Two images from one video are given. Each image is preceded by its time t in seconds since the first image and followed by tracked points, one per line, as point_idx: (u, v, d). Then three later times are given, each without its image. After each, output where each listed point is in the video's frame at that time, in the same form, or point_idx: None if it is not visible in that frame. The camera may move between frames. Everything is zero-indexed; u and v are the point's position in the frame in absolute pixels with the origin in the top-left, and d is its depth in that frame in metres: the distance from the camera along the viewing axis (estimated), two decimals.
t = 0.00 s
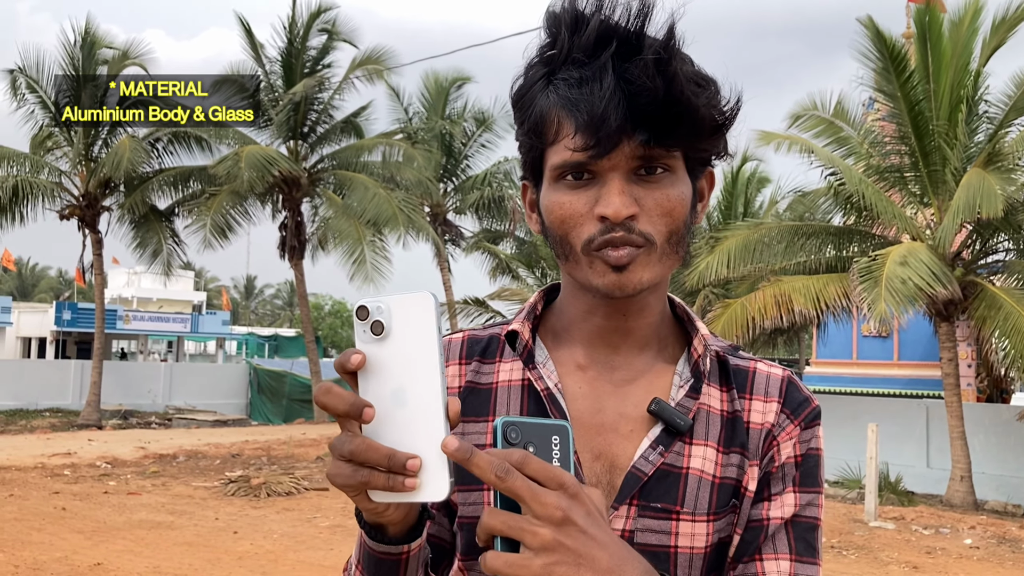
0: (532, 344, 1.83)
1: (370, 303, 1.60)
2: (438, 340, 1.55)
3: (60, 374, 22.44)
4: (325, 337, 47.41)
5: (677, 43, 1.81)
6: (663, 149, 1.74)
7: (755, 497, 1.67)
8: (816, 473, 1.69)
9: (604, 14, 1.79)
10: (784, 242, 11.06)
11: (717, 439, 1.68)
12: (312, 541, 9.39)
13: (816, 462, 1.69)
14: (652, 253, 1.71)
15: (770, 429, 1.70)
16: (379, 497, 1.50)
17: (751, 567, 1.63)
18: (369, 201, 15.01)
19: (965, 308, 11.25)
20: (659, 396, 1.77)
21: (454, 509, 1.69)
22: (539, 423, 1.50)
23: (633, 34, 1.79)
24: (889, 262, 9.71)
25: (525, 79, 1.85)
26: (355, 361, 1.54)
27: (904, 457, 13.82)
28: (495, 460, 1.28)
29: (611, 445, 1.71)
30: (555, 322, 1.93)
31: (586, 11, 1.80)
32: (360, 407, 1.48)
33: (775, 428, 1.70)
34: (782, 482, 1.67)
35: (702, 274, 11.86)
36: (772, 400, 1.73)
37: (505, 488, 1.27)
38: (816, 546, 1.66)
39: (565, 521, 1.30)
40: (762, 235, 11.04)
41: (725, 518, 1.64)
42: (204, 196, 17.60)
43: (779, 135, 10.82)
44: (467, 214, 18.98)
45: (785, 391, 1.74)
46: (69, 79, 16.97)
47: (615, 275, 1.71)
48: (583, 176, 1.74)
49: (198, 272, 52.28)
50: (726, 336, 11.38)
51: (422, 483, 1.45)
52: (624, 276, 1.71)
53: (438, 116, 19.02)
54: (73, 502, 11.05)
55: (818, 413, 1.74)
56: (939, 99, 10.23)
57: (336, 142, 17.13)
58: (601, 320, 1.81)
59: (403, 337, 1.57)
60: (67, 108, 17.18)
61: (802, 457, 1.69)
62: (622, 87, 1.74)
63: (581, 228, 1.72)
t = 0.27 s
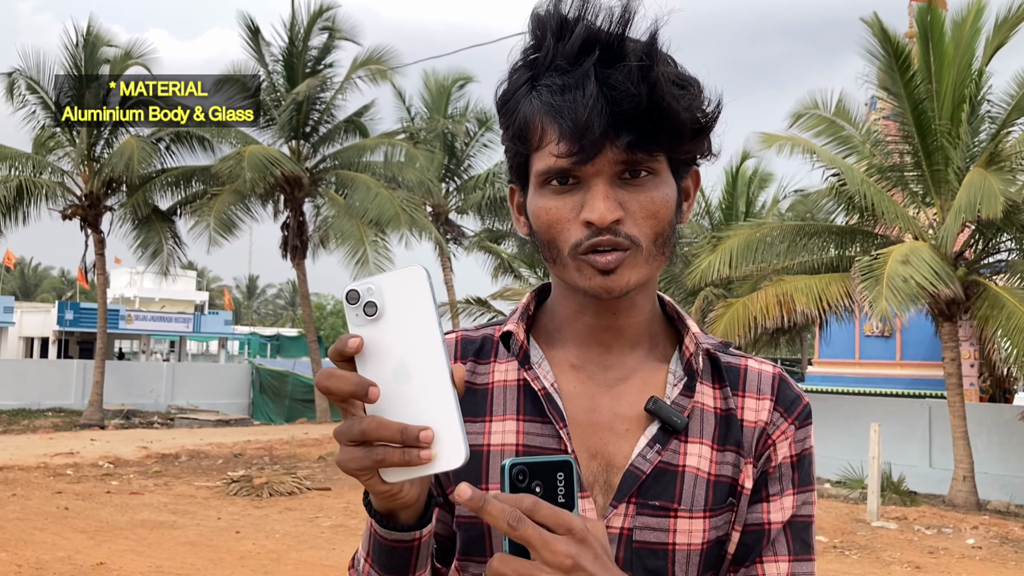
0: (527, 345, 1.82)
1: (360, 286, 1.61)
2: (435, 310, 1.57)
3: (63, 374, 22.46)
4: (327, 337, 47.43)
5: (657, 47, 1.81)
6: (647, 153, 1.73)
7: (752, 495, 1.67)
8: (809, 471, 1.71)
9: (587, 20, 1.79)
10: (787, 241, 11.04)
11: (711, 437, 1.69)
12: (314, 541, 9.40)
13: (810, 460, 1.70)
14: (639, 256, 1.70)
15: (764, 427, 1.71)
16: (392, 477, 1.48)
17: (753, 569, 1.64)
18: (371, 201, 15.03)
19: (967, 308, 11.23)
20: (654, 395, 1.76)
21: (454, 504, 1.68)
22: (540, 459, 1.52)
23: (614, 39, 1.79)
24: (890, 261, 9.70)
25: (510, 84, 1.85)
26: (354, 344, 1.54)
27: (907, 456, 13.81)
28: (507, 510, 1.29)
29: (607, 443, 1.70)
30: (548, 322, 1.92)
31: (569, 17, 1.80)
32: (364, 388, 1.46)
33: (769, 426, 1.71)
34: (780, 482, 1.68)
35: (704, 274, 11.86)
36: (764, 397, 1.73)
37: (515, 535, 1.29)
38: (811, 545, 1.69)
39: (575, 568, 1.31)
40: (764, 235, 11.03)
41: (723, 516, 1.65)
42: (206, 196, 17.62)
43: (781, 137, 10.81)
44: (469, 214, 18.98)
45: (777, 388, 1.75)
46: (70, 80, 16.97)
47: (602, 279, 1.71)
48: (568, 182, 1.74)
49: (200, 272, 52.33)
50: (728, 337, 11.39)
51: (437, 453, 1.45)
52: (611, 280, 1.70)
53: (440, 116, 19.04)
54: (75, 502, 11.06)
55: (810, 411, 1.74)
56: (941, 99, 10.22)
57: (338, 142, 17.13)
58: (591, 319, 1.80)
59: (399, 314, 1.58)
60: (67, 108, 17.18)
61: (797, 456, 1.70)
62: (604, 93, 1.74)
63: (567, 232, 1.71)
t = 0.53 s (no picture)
0: (527, 343, 1.81)
1: (337, 294, 1.54)
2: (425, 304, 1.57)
3: (65, 374, 22.49)
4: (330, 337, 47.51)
5: (654, 42, 1.81)
6: (643, 145, 1.74)
7: (753, 492, 1.68)
8: (807, 467, 1.72)
9: (586, 15, 1.80)
10: (789, 241, 11.04)
11: (713, 433, 1.69)
12: (317, 540, 9.41)
13: (808, 457, 1.72)
14: (636, 246, 1.69)
15: (763, 423, 1.71)
16: (412, 479, 1.48)
17: (757, 568, 1.67)
18: (373, 201, 15.02)
19: (970, 307, 11.21)
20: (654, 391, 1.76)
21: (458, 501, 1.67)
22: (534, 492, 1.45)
23: (612, 34, 1.80)
24: (893, 259, 9.70)
25: (510, 81, 1.85)
26: (346, 356, 1.46)
27: (910, 456, 13.79)
28: (505, 553, 1.30)
29: (608, 440, 1.70)
30: (546, 320, 1.91)
31: (569, 12, 1.81)
32: (372, 394, 1.41)
33: (769, 422, 1.72)
34: (781, 480, 1.69)
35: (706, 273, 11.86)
36: (762, 393, 1.74)
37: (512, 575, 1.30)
38: (810, 541, 1.71)
39: None
40: (766, 234, 11.02)
41: (725, 511, 1.65)
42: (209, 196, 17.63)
43: (783, 138, 10.81)
44: (471, 214, 18.98)
45: (774, 384, 1.76)
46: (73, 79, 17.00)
47: (599, 269, 1.69)
48: (566, 173, 1.73)
49: (202, 272, 52.36)
50: (730, 336, 11.38)
51: (457, 442, 1.46)
52: (607, 270, 1.69)
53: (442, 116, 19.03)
54: (78, 501, 11.08)
55: (808, 407, 1.75)
56: (944, 98, 10.20)
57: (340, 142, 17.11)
58: (590, 313, 1.79)
59: (382, 316, 1.55)
60: (67, 108, 17.17)
61: (797, 453, 1.71)
62: (601, 86, 1.74)
63: (565, 223, 1.70)
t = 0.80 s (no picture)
0: (525, 342, 1.81)
1: (297, 329, 1.45)
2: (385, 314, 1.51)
3: (68, 374, 22.51)
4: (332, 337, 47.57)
5: (642, 41, 1.79)
6: (631, 145, 1.73)
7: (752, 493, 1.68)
8: (807, 470, 1.72)
9: (574, 14, 1.77)
10: (791, 241, 11.05)
11: (709, 433, 1.69)
12: (319, 540, 9.41)
13: (808, 460, 1.72)
14: (623, 247, 1.70)
15: (762, 425, 1.71)
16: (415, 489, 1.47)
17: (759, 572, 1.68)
18: (375, 201, 15.01)
19: (973, 307, 11.20)
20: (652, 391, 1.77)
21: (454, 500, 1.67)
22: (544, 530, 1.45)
23: (601, 34, 1.78)
24: (895, 259, 9.69)
25: (506, 80, 1.85)
26: (312, 391, 1.37)
27: (912, 456, 13.78)
28: None
29: (605, 440, 1.70)
30: (544, 321, 1.91)
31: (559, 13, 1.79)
32: (359, 424, 1.36)
33: (767, 424, 1.72)
34: (780, 482, 1.69)
35: (709, 273, 11.85)
36: (759, 394, 1.74)
37: None
38: (812, 543, 1.72)
39: None
40: (768, 234, 11.01)
41: (725, 511, 1.65)
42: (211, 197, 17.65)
43: (784, 138, 10.79)
44: (473, 214, 18.97)
45: (772, 385, 1.76)
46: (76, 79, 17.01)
47: (586, 270, 1.70)
48: (555, 174, 1.74)
49: (204, 272, 52.41)
50: (732, 336, 11.37)
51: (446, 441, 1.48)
52: (595, 271, 1.70)
53: (444, 116, 19.03)
54: (81, 501, 11.10)
55: (806, 409, 1.75)
56: (947, 97, 10.19)
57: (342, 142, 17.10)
58: (585, 313, 1.80)
59: (346, 338, 1.48)
60: (66, 108, 17.18)
61: (796, 454, 1.71)
62: (587, 86, 1.73)
63: (553, 223, 1.71)
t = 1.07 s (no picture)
0: (526, 345, 1.80)
1: (294, 379, 1.43)
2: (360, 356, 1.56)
3: (71, 374, 22.55)
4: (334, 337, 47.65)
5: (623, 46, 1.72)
6: (611, 154, 1.70)
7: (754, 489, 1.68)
8: (808, 463, 1.72)
9: (558, 18, 1.72)
10: (793, 240, 11.04)
11: (709, 431, 1.69)
12: (321, 540, 9.42)
13: (810, 453, 1.72)
14: (603, 256, 1.70)
15: (762, 420, 1.72)
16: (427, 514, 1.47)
17: (767, 564, 1.67)
18: (378, 201, 15.00)
19: (975, 307, 11.19)
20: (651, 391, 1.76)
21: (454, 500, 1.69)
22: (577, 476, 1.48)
23: (585, 37, 1.71)
24: (898, 260, 9.68)
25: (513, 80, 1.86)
26: (326, 441, 1.35)
27: (914, 456, 13.77)
28: (554, 531, 1.28)
29: (607, 440, 1.70)
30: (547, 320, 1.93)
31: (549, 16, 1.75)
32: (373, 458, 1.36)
33: (767, 419, 1.72)
34: (781, 475, 1.69)
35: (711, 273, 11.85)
36: (760, 391, 1.74)
37: (564, 553, 1.29)
38: (818, 535, 1.70)
39: None
40: (770, 234, 11.01)
41: (727, 508, 1.64)
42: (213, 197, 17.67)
43: (788, 135, 10.80)
44: (475, 214, 18.97)
45: (771, 382, 1.76)
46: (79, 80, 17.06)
47: (566, 276, 1.72)
48: (542, 181, 1.74)
49: (206, 272, 52.48)
50: (734, 335, 11.37)
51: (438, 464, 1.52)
52: (574, 278, 1.72)
53: (446, 116, 19.04)
54: (83, 501, 11.11)
55: (806, 403, 1.75)
56: (950, 97, 10.17)
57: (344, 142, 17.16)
58: (581, 316, 1.81)
59: (335, 381, 1.49)
60: (66, 108, 17.19)
61: (797, 449, 1.71)
62: (564, 92, 1.70)
63: (538, 230, 1.72)
